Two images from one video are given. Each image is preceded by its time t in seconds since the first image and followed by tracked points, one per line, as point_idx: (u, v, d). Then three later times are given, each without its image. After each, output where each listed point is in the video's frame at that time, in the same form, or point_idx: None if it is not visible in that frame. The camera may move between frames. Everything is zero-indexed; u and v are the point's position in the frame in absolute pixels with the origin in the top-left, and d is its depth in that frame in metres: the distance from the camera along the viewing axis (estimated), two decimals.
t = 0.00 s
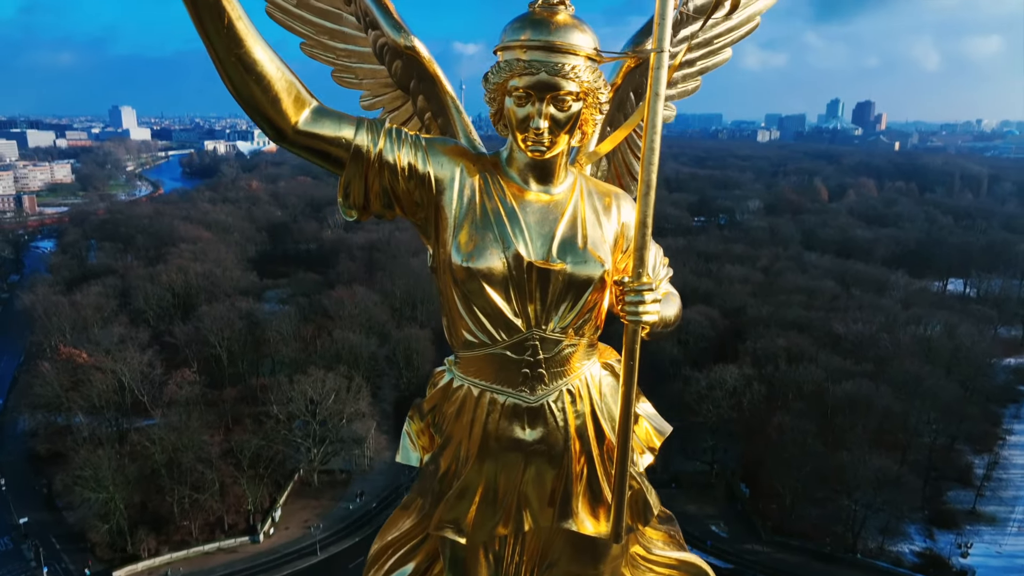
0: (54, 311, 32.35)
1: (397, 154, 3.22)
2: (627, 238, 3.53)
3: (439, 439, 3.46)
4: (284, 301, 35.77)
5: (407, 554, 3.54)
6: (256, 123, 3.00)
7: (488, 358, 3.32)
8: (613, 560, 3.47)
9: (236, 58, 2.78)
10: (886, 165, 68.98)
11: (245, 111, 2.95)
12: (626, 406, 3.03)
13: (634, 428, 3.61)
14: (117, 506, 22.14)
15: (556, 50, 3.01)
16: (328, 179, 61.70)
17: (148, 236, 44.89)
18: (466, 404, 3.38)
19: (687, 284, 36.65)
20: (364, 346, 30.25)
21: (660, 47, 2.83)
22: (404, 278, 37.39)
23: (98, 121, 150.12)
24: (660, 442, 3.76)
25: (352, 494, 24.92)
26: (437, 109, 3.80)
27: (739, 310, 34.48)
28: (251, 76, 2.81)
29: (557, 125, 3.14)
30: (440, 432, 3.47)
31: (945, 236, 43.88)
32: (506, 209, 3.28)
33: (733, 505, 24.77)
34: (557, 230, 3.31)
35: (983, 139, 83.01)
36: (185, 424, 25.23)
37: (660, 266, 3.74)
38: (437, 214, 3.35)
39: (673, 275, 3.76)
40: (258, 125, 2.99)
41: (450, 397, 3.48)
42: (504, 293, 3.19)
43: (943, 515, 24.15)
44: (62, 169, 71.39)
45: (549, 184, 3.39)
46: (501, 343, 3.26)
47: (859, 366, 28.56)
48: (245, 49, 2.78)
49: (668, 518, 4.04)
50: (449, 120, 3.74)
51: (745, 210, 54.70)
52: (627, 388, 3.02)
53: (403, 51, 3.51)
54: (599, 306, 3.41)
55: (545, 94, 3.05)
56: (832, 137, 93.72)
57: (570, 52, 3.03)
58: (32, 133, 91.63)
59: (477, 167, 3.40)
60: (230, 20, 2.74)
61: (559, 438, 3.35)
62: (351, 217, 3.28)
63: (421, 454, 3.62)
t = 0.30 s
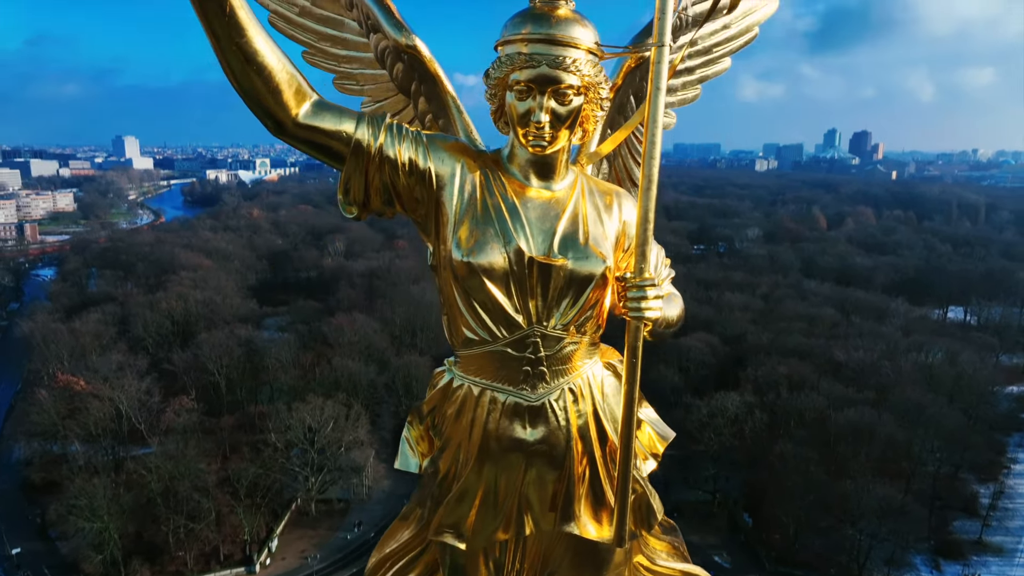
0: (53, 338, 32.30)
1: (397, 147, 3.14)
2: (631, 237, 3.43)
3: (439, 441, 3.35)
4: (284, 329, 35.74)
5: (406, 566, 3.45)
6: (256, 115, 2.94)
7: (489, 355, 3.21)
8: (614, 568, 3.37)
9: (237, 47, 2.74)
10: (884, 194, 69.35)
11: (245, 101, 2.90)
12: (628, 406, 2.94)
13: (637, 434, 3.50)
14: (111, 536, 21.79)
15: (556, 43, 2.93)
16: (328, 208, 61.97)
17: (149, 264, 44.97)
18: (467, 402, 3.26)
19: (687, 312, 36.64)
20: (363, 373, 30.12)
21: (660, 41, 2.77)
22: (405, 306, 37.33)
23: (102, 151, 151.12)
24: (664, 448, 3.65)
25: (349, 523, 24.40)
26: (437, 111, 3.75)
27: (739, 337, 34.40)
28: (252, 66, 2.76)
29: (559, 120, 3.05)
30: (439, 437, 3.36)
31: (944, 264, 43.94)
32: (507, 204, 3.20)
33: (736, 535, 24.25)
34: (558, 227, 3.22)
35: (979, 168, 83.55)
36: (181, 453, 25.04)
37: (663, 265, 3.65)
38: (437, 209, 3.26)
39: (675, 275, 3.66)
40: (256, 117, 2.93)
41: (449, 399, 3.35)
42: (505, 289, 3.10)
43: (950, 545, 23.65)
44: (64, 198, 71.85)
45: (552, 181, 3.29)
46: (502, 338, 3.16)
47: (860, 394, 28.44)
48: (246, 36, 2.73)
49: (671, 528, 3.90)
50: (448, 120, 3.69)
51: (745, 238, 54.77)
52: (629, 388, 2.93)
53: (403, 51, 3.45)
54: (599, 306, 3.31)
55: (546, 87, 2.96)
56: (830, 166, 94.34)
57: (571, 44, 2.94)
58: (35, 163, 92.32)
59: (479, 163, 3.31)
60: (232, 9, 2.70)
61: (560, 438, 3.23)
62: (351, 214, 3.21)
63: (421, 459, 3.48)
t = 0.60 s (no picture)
0: (51, 365, 32.05)
1: (398, 142, 2.92)
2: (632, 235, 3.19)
3: (438, 443, 3.13)
4: (284, 357, 35.63)
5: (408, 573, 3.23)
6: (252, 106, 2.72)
7: (489, 354, 2.99)
8: None
9: (236, 36, 2.53)
10: (882, 223, 69.59)
11: (245, 93, 2.69)
12: (633, 409, 2.78)
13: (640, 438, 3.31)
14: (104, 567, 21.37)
15: (559, 34, 2.73)
16: (329, 236, 62.18)
17: (149, 291, 45.00)
18: (469, 401, 3.04)
19: (688, 340, 36.46)
20: (362, 402, 29.96)
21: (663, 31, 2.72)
22: (405, 333, 37.22)
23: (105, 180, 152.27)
24: (667, 453, 3.45)
25: (348, 554, 23.74)
26: (436, 112, 3.67)
27: (740, 365, 34.24)
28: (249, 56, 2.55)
29: (564, 117, 2.85)
30: (439, 440, 3.14)
31: (944, 292, 43.92)
32: (509, 202, 2.99)
33: (739, 565, 23.40)
34: (562, 223, 3.01)
35: (976, 197, 83.98)
36: (177, 481, 25.01)
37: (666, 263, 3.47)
38: (437, 205, 3.05)
39: (677, 275, 3.47)
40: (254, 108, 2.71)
41: (449, 398, 3.14)
42: (508, 287, 2.90)
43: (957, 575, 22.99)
44: (66, 226, 72.14)
45: (556, 177, 3.09)
46: (504, 339, 2.95)
47: (863, 422, 28.26)
48: (243, 24, 2.53)
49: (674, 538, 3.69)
50: (446, 120, 3.60)
51: (744, 267, 54.69)
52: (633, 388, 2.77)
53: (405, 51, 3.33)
54: (603, 306, 3.10)
55: (550, 81, 2.76)
56: (828, 195, 94.86)
57: (576, 38, 2.76)
58: (39, 193, 93.00)
59: (479, 157, 3.09)
60: None
61: (562, 438, 3.01)
62: (350, 210, 2.99)
63: (420, 465, 3.26)
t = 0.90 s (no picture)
0: (46, 402, 31.74)
1: (401, 136, 2.83)
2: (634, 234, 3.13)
3: (437, 445, 3.01)
4: (283, 392, 35.32)
5: None
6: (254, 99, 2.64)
7: (491, 350, 2.91)
8: None
9: (240, 26, 2.47)
10: (881, 259, 69.65)
11: (246, 83, 2.61)
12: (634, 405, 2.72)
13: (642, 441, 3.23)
14: None
15: (560, 28, 2.72)
16: (330, 272, 62.25)
17: (148, 326, 44.87)
18: (469, 398, 2.93)
19: (688, 375, 36.19)
20: (360, 438, 29.67)
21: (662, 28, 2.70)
22: (404, 369, 36.99)
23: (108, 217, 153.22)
24: (670, 458, 3.37)
25: None
26: (437, 113, 3.43)
27: (742, 400, 33.97)
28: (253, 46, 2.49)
29: (564, 111, 2.83)
30: (437, 442, 3.02)
31: (945, 327, 43.80)
32: (511, 195, 2.92)
33: None
34: (564, 217, 2.95)
35: (974, 233, 84.25)
36: (173, 519, 24.75)
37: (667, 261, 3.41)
38: (435, 201, 2.97)
39: (680, 275, 3.41)
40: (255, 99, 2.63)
41: (449, 397, 3.02)
42: (509, 279, 2.83)
43: None
44: (67, 262, 72.26)
45: (557, 172, 3.02)
46: (505, 332, 2.87)
47: (868, 458, 27.99)
48: (247, 12, 2.46)
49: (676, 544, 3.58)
50: (446, 123, 3.36)
51: (745, 302, 54.53)
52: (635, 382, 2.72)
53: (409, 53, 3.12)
54: (603, 303, 3.03)
55: (550, 73, 2.75)
56: (826, 231, 95.27)
57: (576, 30, 2.75)
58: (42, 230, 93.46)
59: (479, 151, 3.01)
60: None
61: (564, 436, 2.91)
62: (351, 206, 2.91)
63: (418, 471, 3.09)
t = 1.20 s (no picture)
0: (43, 429, 31.51)
1: (401, 131, 2.84)
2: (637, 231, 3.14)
3: (436, 445, 2.96)
4: (282, 420, 35.05)
5: None
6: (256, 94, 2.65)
7: (492, 345, 2.89)
8: None
9: (242, 21, 2.47)
10: (882, 287, 69.58)
11: (248, 77, 2.62)
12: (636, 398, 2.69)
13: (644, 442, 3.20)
14: None
15: (560, 21, 2.75)
16: (330, 300, 62.22)
17: (146, 353, 44.73)
18: (468, 396, 2.89)
19: (690, 402, 36.01)
20: (358, 466, 29.40)
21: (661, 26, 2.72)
22: (404, 396, 36.78)
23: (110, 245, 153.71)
24: (673, 462, 3.34)
25: None
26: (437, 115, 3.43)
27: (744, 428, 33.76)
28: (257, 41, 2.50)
29: (564, 104, 2.85)
30: (437, 442, 2.97)
31: (947, 355, 43.63)
32: (511, 190, 2.92)
33: None
34: (564, 211, 2.95)
35: (973, 260, 84.15)
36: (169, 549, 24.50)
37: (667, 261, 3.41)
38: (436, 196, 2.97)
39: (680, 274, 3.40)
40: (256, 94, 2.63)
41: (449, 395, 2.97)
42: (509, 272, 2.82)
43: None
44: (68, 290, 72.27)
45: (557, 167, 3.03)
46: (505, 326, 2.85)
47: (871, 487, 27.73)
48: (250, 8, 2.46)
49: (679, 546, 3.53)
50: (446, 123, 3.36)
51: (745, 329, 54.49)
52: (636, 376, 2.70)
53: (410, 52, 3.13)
54: (603, 298, 3.02)
55: (551, 68, 2.77)
56: (826, 259, 95.44)
57: (576, 24, 2.77)
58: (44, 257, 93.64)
59: (479, 147, 3.02)
60: None
61: (565, 434, 2.87)
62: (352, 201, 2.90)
63: (417, 475, 3.03)
